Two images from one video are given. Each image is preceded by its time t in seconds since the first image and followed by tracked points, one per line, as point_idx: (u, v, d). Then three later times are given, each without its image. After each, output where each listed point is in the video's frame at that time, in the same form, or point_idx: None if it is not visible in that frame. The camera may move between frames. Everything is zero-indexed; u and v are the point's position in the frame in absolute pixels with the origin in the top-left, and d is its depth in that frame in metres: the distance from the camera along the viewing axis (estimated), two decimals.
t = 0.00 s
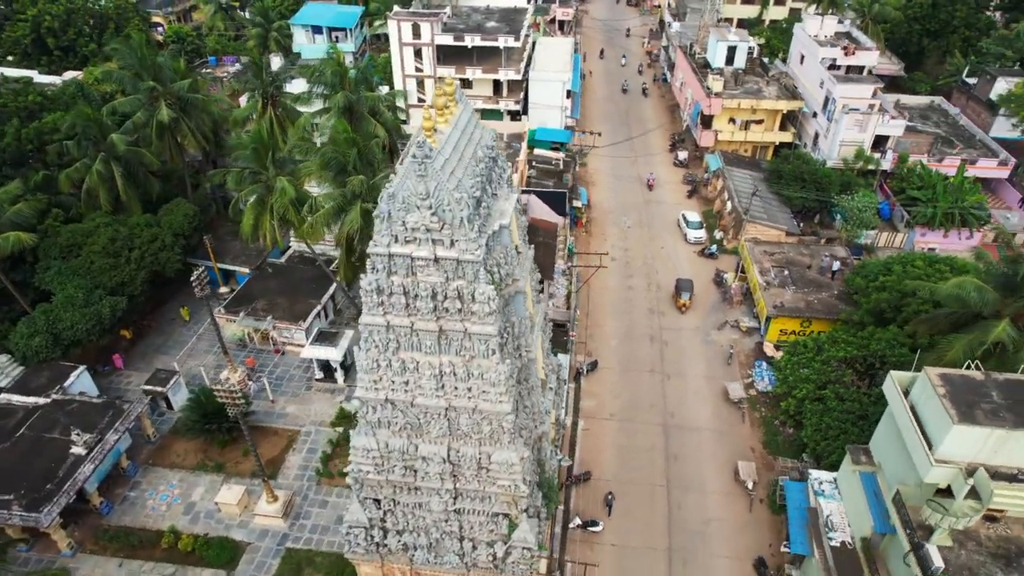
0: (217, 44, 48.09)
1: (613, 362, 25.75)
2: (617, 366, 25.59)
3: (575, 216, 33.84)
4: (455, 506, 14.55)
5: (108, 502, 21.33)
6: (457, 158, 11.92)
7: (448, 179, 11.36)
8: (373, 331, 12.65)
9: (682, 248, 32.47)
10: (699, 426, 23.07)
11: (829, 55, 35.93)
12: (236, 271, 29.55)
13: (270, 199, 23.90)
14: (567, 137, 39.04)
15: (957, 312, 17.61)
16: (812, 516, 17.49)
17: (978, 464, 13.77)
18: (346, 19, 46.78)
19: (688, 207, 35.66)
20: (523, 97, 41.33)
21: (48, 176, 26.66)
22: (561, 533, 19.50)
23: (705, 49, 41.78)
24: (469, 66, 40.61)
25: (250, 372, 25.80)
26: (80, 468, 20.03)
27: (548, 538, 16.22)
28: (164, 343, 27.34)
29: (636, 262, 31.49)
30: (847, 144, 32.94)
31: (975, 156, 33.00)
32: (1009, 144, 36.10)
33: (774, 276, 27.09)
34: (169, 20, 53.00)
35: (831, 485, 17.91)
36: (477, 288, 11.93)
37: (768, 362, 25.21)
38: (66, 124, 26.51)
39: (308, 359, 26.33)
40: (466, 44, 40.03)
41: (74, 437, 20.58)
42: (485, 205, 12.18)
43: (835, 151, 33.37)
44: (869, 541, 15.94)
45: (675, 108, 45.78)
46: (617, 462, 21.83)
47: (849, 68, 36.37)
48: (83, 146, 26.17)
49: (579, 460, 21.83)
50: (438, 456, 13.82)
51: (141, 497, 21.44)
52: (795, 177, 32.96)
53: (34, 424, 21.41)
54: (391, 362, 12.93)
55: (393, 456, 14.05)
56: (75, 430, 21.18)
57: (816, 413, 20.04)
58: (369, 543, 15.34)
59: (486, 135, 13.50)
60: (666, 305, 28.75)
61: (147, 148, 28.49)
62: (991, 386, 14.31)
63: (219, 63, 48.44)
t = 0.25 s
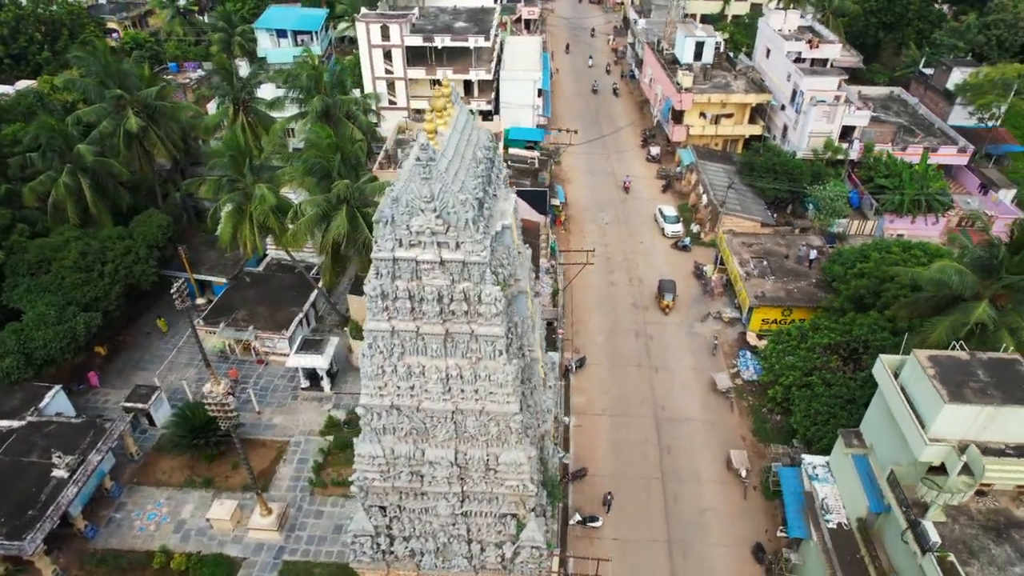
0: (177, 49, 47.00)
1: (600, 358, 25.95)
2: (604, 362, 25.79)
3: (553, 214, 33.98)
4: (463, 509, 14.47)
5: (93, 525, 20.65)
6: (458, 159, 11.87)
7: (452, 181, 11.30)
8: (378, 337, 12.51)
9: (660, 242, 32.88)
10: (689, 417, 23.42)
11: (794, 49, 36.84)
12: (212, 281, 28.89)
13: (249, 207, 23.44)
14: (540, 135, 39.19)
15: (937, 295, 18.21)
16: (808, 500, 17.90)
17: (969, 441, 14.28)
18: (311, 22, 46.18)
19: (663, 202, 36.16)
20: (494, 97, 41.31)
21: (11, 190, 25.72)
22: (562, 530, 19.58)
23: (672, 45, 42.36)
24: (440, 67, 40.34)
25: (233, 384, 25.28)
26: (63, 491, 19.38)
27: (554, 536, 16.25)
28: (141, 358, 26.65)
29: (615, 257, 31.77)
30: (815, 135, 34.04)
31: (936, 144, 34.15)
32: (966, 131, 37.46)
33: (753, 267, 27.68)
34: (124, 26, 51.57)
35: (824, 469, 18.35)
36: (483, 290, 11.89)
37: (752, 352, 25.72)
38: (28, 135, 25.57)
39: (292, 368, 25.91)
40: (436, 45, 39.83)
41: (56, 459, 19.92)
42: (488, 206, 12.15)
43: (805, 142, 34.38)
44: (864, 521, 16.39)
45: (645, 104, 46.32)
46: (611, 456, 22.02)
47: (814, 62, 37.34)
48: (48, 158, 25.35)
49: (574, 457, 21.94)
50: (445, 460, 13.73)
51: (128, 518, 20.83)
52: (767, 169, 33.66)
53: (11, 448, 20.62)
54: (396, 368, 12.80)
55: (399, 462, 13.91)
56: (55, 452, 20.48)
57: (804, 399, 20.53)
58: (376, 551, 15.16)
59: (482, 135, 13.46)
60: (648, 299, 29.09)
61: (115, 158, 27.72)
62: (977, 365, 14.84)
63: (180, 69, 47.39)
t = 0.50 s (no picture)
0: (129, 57, 45.56)
1: (586, 354, 26.15)
2: (590, 358, 26.00)
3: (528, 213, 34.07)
4: (472, 513, 14.41)
5: (76, 554, 19.87)
6: (460, 162, 11.82)
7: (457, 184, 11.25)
8: (384, 344, 12.38)
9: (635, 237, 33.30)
10: (677, 408, 23.80)
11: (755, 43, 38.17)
12: (184, 295, 28.24)
13: (224, 217, 22.84)
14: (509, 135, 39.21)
15: (913, 277, 18.91)
16: (802, 482, 18.39)
17: (956, 416, 14.85)
18: (268, 28, 45.46)
19: (634, 197, 36.66)
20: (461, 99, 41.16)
21: None
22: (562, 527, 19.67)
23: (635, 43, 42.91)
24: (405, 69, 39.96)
25: (214, 400, 24.67)
26: (44, 522, 18.62)
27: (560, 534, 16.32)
28: (114, 378, 25.82)
29: (592, 254, 32.05)
30: (781, 127, 35.04)
31: (893, 132, 35.41)
32: (918, 119, 38.93)
33: (729, 258, 28.28)
34: (70, 35, 49.74)
35: (815, 451, 18.85)
36: (491, 292, 11.87)
37: (733, 341, 26.27)
38: None
39: (275, 381, 25.40)
40: (401, 47, 39.45)
41: (34, 488, 19.11)
42: (491, 208, 12.14)
43: (770, 134, 35.33)
44: (858, 499, 16.91)
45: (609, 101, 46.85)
46: (604, 451, 22.21)
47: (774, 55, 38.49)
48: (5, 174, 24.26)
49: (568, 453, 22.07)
50: (454, 464, 13.66)
51: (113, 544, 20.12)
52: (735, 161, 34.40)
53: None
54: (403, 374, 12.69)
55: (407, 469, 13.79)
56: (32, 481, 19.65)
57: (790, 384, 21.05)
58: (384, 560, 14.97)
59: (478, 137, 13.42)
60: (627, 294, 29.43)
61: (75, 172, 26.56)
62: (960, 343, 15.41)
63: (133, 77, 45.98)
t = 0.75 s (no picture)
0: (83, 66, 44.11)
1: (573, 352, 26.28)
2: (577, 355, 26.14)
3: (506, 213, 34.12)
4: (480, 515, 14.35)
5: None
6: (462, 164, 11.77)
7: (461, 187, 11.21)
8: (390, 350, 12.24)
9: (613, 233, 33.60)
10: (666, 400, 24.10)
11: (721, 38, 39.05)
12: (159, 309, 27.59)
13: (202, 226, 22.28)
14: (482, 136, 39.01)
15: (892, 263, 19.51)
16: (795, 468, 18.83)
17: (943, 395, 15.37)
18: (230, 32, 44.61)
19: (609, 194, 37.03)
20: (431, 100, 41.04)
21: None
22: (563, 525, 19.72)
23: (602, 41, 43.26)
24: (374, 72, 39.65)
25: (198, 415, 24.12)
26: (28, 550, 17.96)
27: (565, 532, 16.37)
28: (90, 398, 25.09)
29: (572, 251, 32.24)
30: (749, 120, 35.81)
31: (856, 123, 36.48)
32: (879, 109, 40.11)
33: (708, 251, 28.75)
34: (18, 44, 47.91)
35: (806, 436, 19.30)
36: (497, 294, 11.85)
37: (716, 332, 26.71)
38: None
39: (260, 392, 24.92)
40: (369, 50, 39.05)
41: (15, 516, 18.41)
42: (494, 209, 12.12)
43: (740, 127, 36.10)
44: (851, 481, 17.39)
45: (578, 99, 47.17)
46: (598, 447, 22.35)
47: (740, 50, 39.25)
48: None
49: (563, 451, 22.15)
50: (461, 468, 13.58)
51: (101, 568, 19.50)
52: (707, 155, 34.96)
53: None
54: (410, 379, 12.57)
55: (414, 475, 13.65)
56: (11, 508, 18.93)
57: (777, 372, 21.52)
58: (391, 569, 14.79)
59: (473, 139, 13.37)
60: (609, 290, 29.69)
61: (39, 186, 25.65)
62: (943, 325, 15.92)
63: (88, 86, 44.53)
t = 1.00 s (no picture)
0: (25, 76, 42.09)
1: (558, 349, 26.38)
2: (562, 352, 26.26)
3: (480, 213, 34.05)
4: (490, 517, 14.33)
5: None
6: (464, 167, 11.72)
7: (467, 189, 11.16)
8: (397, 357, 12.12)
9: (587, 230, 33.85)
10: (653, 392, 24.43)
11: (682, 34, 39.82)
12: (130, 327, 26.66)
13: (177, 239, 21.62)
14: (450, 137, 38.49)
15: (868, 248, 20.16)
16: (787, 451, 19.32)
17: (928, 373, 15.95)
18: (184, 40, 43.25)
19: (580, 190, 37.35)
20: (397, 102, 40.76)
21: None
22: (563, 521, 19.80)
23: (565, 39, 43.55)
24: (337, 75, 39.14)
25: (179, 435, 23.43)
26: None
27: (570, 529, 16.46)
28: (62, 423, 24.17)
29: (548, 249, 32.36)
30: (714, 113, 36.60)
31: (815, 113, 37.64)
32: (835, 99, 41.40)
33: (684, 243, 29.22)
34: None
35: (794, 420, 19.81)
36: (505, 294, 11.85)
37: (696, 323, 27.17)
38: None
39: (243, 407, 24.35)
40: (333, 54, 38.43)
41: None
42: (498, 211, 12.10)
43: (705, 121, 36.83)
44: (841, 461, 17.92)
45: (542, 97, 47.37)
46: (590, 441, 22.51)
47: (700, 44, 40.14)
48: None
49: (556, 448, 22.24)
50: (472, 471, 13.53)
51: None
52: (675, 149, 35.50)
53: None
54: (418, 385, 12.47)
55: (424, 481, 13.55)
56: None
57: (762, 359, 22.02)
58: None
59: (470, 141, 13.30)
60: (587, 286, 29.91)
61: None
62: (924, 306, 16.52)
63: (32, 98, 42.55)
